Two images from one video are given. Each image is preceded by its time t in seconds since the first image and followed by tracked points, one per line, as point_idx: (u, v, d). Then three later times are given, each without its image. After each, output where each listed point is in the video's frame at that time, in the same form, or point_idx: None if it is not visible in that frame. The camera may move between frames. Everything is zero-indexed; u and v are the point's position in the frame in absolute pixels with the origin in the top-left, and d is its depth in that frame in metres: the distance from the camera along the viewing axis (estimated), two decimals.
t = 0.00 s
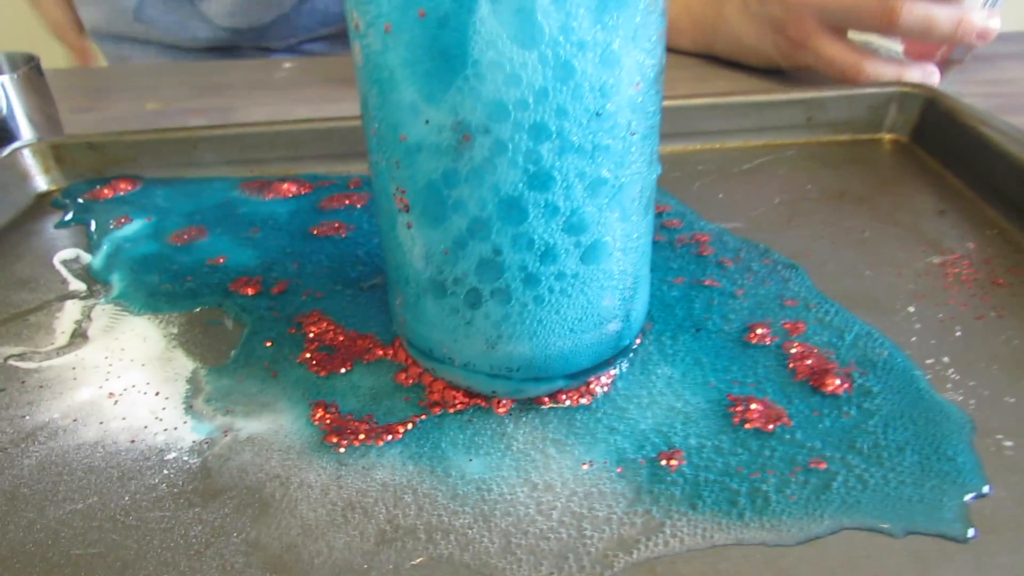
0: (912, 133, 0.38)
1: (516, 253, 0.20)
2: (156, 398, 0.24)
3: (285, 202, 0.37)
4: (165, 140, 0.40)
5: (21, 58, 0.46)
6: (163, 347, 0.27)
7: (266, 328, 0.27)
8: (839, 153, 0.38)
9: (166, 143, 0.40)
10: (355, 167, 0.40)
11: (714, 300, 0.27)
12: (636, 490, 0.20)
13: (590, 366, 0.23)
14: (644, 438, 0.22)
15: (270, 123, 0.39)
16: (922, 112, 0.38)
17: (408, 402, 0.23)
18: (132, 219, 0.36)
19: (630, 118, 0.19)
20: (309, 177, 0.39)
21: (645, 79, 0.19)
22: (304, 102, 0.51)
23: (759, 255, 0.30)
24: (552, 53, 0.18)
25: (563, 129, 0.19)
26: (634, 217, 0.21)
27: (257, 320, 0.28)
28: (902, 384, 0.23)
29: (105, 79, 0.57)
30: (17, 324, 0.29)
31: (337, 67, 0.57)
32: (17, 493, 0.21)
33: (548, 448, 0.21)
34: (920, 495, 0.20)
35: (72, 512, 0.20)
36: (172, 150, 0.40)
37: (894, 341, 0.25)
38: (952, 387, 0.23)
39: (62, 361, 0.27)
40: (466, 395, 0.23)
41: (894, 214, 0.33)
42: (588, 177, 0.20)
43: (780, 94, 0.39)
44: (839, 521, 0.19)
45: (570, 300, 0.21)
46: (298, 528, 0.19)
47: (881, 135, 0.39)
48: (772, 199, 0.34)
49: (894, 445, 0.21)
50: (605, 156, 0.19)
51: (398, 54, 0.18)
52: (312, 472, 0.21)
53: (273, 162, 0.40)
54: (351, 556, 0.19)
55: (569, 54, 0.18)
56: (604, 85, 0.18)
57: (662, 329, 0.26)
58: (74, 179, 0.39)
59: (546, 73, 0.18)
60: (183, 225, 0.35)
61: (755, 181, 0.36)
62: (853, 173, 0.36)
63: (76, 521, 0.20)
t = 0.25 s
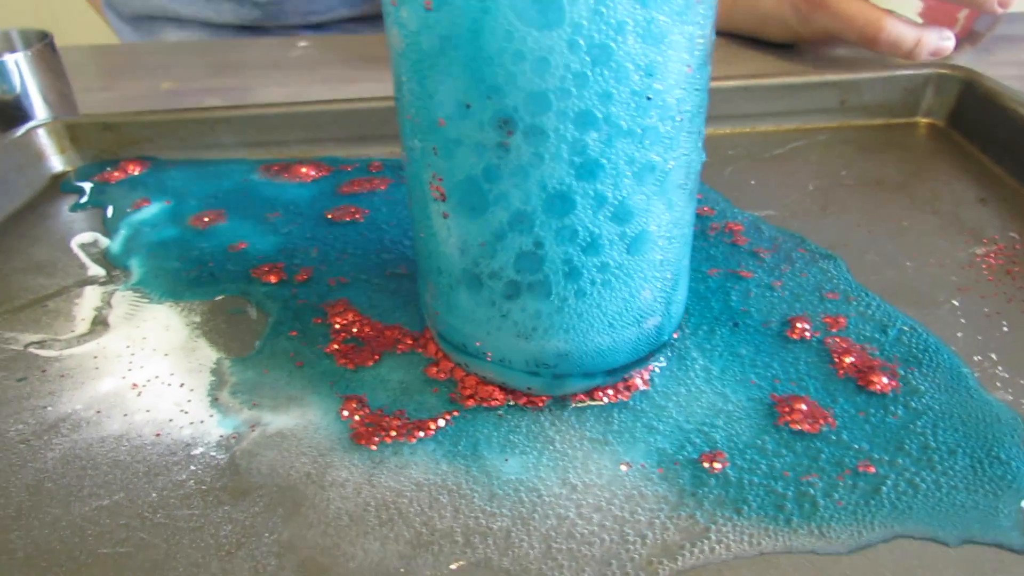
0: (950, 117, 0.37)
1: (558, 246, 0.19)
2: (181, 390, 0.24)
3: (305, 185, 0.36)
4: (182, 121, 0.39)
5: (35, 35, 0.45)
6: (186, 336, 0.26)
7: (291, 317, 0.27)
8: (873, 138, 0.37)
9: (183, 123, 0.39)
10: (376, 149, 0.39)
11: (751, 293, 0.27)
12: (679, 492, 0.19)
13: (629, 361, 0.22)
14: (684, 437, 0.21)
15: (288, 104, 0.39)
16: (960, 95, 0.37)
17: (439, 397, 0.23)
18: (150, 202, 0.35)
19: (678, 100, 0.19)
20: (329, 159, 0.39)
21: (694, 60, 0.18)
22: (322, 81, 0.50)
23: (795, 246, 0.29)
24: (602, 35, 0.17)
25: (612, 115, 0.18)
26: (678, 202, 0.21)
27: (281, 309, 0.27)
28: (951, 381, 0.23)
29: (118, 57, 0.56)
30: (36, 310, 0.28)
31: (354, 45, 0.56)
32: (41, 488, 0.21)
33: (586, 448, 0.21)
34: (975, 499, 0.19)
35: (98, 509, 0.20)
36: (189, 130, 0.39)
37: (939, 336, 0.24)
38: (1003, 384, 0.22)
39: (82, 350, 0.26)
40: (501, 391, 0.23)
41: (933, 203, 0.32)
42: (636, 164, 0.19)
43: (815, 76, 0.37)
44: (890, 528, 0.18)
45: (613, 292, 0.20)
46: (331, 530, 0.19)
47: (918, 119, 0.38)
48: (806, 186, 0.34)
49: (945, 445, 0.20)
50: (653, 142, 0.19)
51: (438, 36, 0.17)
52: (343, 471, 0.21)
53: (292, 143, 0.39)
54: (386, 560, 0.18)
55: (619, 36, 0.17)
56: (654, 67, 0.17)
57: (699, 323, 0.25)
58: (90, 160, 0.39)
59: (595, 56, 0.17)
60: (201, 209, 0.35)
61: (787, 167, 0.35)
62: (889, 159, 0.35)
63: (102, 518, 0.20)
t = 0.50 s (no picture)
0: (979, 139, 0.37)
1: (599, 276, 0.19)
2: (216, 405, 0.24)
3: (334, 197, 0.36)
4: (212, 129, 0.39)
5: (66, 39, 0.46)
6: (220, 350, 0.27)
7: (323, 333, 0.27)
8: (902, 159, 0.37)
9: (213, 131, 0.39)
10: (404, 161, 0.39)
11: (781, 317, 0.27)
12: (712, 521, 0.20)
13: (663, 389, 0.22)
14: (718, 465, 0.21)
15: (318, 115, 0.39)
16: (991, 118, 0.37)
17: (471, 419, 0.23)
18: (180, 211, 0.36)
19: (723, 134, 0.19)
20: (357, 170, 0.39)
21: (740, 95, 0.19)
22: (347, 88, 0.50)
23: (824, 270, 0.29)
24: (652, 73, 0.17)
25: (659, 150, 0.18)
26: (718, 232, 0.21)
27: (313, 325, 0.27)
28: (983, 413, 0.23)
29: (145, 59, 0.57)
30: (71, 320, 0.29)
31: (379, 51, 0.56)
32: (81, 503, 0.21)
33: (618, 474, 0.21)
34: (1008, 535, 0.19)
35: (138, 526, 0.20)
36: (219, 139, 0.39)
37: (970, 366, 0.24)
38: None
39: (118, 362, 0.26)
40: (533, 414, 0.23)
41: (962, 227, 0.32)
42: (680, 197, 0.19)
43: (844, 95, 0.37)
44: (924, 564, 0.18)
45: (651, 320, 0.21)
46: (367, 553, 0.19)
47: (947, 139, 0.38)
48: (834, 207, 0.34)
49: (978, 479, 0.20)
50: (697, 176, 0.19)
51: (489, 68, 0.17)
52: (378, 493, 0.21)
53: (321, 154, 0.39)
54: None
55: (669, 73, 0.17)
56: (701, 103, 0.18)
57: (730, 348, 0.25)
58: (120, 166, 0.39)
59: (644, 93, 0.17)
60: (231, 218, 0.35)
61: (815, 188, 0.35)
62: (918, 181, 0.35)
63: (142, 536, 0.20)
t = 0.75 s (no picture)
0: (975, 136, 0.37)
1: (593, 269, 0.20)
2: (219, 396, 0.25)
3: (337, 195, 0.37)
4: (218, 129, 0.40)
5: (74, 41, 0.46)
6: (223, 344, 0.27)
7: (325, 326, 0.28)
8: (899, 156, 0.38)
9: (219, 131, 0.40)
10: (406, 160, 0.40)
11: (775, 310, 0.27)
12: (702, 506, 0.20)
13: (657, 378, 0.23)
14: (710, 453, 0.22)
15: (322, 115, 0.39)
16: (987, 116, 0.37)
17: (468, 409, 0.23)
18: (186, 209, 0.36)
19: (715, 129, 0.19)
20: (360, 170, 0.39)
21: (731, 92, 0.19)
22: (352, 89, 0.51)
23: (818, 263, 0.30)
24: (642, 72, 0.17)
25: (650, 146, 0.18)
26: (712, 224, 0.21)
27: (315, 319, 0.28)
28: (973, 403, 0.23)
29: (152, 61, 0.57)
30: (78, 315, 0.29)
31: (383, 53, 0.57)
32: (87, 491, 0.22)
33: (612, 461, 0.21)
34: (993, 520, 0.19)
35: (141, 512, 0.21)
36: (224, 139, 0.40)
37: (960, 357, 0.25)
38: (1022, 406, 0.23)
39: (123, 356, 0.27)
40: (529, 403, 0.23)
41: (957, 222, 0.32)
42: (671, 192, 0.19)
43: (842, 93, 0.38)
44: (908, 548, 0.19)
45: (646, 312, 0.21)
46: (364, 537, 0.20)
47: (944, 137, 0.38)
48: (830, 203, 0.34)
49: (965, 467, 0.21)
50: (688, 171, 0.19)
51: (484, 68, 0.18)
52: (376, 480, 0.21)
53: (325, 153, 0.40)
54: (419, 567, 0.19)
55: (658, 72, 0.17)
56: (690, 102, 0.18)
57: (724, 340, 0.26)
58: (127, 166, 0.40)
59: (633, 92, 0.17)
60: (235, 217, 0.35)
61: (811, 184, 0.35)
62: (914, 178, 0.36)
63: (146, 521, 0.21)
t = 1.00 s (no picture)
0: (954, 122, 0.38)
1: (558, 249, 0.20)
2: (200, 376, 0.25)
3: (323, 182, 0.37)
4: (207, 118, 0.40)
5: (66, 32, 0.47)
6: (206, 326, 0.28)
7: (306, 309, 0.28)
8: (878, 142, 0.38)
9: (207, 120, 0.40)
10: (393, 148, 0.40)
11: (745, 291, 0.28)
12: (665, 478, 0.21)
13: (625, 353, 0.24)
14: (675, 427, 0.22)
15: (308, 103, 0.40)
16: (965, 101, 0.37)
17: (442, 386, 0.24)
18: (174, 197, 0.37)
19: (674, 110, 0.19)
20: (347, 158, 0.40)
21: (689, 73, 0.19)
22: (342, 79, 0.51)
23: (791, 246, 0.30)
24: (597, 55, 0.18)
25: (608, 128, 0.19)
26: (676, 201, 0.22)
27: (297, 301, 0.29)
28: (934, 379, 0.23)
29: (146, 52, 0.58)
30: (67, 300, 0.30)
31: (374, 43, 0.58)
32: (70, 466, 0.22)
33: (579, 435, 0.22)
34: (945, 490, 0.20)
35: (123, 486, 0.21)
36: (212, 128, 0.40)
37: (924, 335, 0.25)
38: (982, 381, 0.23)
39: (109, 338, 0.28)
40: (501, 380, 0.24)
41: (931, 205, 0.33)
42: (631, 173, 0.20)
43: (822, 80, 0.38)
44: (862, 517, 0.19)
45: (613, 290, 0.22)
46: (337, 509, 0.20)
47: (923, 123, 0.39)
48: (807, 188, 0.34)
49: (921, 440, 0.21)
50: (648, 151, 0.20)
51: (446, 54, 0.18)
52: (349, 455, 0.22)
53: (312, 141, 0.40)
54: (388, 536, 0.19)
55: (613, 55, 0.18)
56: (647, 82, 0.19)
57: (694, 320, 0.26)
58: (117, 155, 0.40)
59: (591, 74, 0.18)
60: (222, 204, 0.36)
61: (790, 169, 0.36)
62: (891, 163, 0.36)
63: (127, 494, 0.21)
